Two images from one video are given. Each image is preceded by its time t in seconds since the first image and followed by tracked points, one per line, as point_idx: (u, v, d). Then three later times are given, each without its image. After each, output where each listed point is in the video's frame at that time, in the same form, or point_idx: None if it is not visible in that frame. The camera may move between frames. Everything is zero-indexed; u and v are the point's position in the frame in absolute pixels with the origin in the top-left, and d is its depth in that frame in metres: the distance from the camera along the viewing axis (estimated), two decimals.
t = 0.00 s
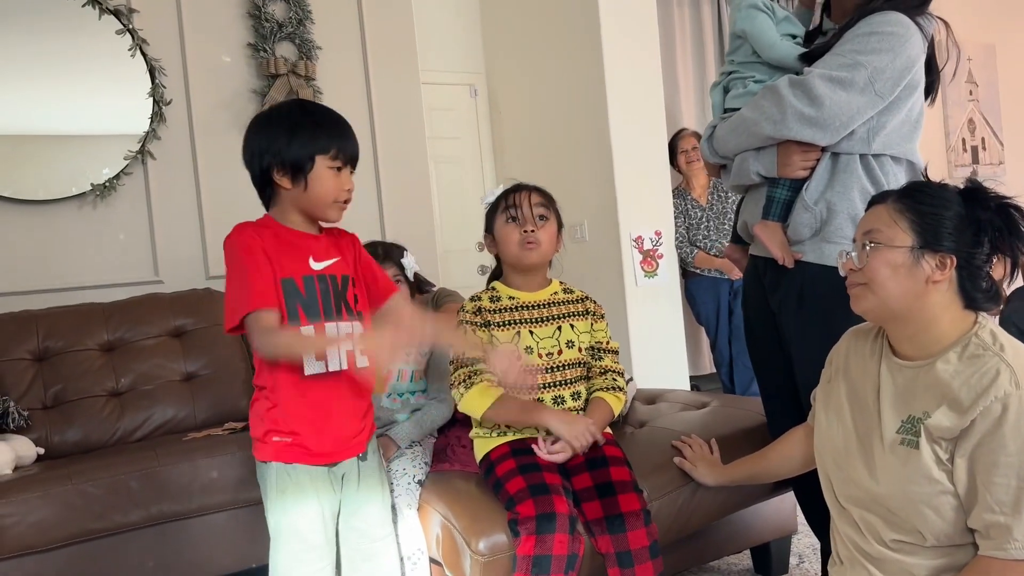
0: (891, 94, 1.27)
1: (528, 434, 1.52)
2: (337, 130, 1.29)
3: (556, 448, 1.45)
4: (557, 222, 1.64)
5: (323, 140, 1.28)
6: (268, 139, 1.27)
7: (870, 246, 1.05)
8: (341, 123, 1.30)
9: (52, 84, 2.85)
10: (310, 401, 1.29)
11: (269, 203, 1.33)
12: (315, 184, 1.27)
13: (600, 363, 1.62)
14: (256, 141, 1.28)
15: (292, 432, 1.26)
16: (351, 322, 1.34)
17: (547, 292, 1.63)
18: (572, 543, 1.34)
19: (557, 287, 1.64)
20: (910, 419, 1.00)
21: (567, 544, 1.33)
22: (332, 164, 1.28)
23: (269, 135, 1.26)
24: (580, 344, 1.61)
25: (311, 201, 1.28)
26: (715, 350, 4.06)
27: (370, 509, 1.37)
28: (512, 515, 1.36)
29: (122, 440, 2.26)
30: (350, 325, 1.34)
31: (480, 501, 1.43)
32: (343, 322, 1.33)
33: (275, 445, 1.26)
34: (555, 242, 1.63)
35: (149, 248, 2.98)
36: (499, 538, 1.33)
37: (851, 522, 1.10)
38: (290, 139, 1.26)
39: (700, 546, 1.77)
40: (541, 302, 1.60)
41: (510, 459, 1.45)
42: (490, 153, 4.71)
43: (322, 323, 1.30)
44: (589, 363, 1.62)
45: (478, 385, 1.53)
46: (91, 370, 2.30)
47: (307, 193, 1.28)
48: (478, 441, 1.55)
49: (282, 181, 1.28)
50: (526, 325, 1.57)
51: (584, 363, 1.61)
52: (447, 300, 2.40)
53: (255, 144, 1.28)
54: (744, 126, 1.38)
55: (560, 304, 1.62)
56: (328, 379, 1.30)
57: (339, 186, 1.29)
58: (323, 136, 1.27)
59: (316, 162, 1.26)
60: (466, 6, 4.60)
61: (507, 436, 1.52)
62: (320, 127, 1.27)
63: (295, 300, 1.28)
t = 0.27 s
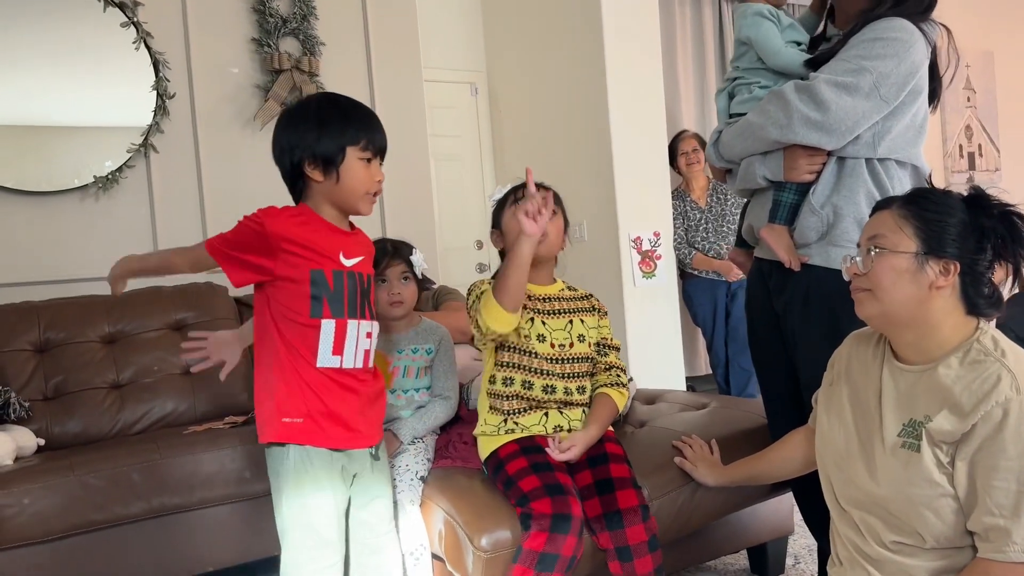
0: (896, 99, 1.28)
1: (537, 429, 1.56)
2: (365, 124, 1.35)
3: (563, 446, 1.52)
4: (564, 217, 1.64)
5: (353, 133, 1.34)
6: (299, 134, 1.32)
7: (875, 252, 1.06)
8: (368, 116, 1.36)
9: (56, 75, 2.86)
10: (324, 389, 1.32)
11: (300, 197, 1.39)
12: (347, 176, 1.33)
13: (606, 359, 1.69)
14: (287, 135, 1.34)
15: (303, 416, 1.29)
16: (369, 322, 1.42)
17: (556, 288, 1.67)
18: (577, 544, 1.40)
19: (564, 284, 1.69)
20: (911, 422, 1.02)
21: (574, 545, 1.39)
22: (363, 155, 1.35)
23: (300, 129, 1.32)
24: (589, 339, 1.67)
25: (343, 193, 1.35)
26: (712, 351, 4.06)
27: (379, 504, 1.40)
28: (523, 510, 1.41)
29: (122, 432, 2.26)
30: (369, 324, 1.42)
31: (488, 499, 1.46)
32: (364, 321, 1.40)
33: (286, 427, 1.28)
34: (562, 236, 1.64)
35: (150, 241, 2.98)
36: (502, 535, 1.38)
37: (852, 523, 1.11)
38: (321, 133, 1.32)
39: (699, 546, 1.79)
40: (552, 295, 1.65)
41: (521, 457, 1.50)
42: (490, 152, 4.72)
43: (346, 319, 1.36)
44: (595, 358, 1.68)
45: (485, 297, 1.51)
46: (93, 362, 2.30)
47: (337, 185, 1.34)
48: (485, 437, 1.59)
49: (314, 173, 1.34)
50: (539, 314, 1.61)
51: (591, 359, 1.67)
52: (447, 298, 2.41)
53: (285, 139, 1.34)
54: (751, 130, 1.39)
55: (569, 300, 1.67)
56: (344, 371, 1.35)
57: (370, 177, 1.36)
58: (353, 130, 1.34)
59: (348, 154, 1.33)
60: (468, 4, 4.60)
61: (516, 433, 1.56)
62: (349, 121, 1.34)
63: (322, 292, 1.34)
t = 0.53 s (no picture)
0: (897, 106, 1.30)
1: (536, 426, 1.57)
2: (352, 122, 1.35)
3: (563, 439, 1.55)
4: (565, 217, 1.66)
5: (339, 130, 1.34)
6: (285, 129, 1.33)
7: (879, 256, 1.08)
8: (357, 114, 1.36)
9: (56, 64, 2.85)
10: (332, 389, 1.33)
11: (286, 192, 1.39)
12: (329, 172, 1.33)
13: (606, 358, 1.70)
14: (275, 130, 1.34)
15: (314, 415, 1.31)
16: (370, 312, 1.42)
17: (558, 286, 1.69)
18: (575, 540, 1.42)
19: (565, 282, 1.70)
20: (911, 425, 1.04)
21: (572, 538, 1.41)
22: (347, 152, 1.34)
23: (286, 124, 1.33)
24: (590, 337, 1.68)
25: (325, 189, 1.34)
26: (703, 353, 4.08)
27: (376, 496, 1.42)
28: (524, 502, 1.43)
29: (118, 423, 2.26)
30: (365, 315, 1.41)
31: (488, 493, 1.48)
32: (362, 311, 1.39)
33: (296, 432, 1.30)
34: (564, 238, 1.66)
35: (148, 232, 2.97)
36: (502, 529, 1.40)
37: (851, 524, 1.13)
38: (307, 128, 1.32)
39: (693, 545, 1.80)
40: (554, 293, 1.67)
41: (521, 453, 1.51)
42: (486, 150, 4.73)
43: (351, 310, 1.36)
44: (596, 357, 1.70)
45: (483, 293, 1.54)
46: (89, 351, 2.30)
47: (321, 181, 1.34)
48: (483, 433, 1.59)
49: (298, 168, 1.34)
50: (540, 311, 1.63)
51: (592, 357, 1.68)
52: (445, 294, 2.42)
53: (272, 134, 1.34)
54: (753, 133, 1.41)
55: (571, 299, 1.69)
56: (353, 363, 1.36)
57: (354, 174, 1.35)
58: (337, 126, 1.33)
59: (331, 151, 1.33)
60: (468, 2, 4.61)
61: (515, 429, 1.57)
62: (336, 118, 1.34)
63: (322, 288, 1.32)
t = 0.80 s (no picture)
0: (884, 118, 1.31)
1: (523, 429, 1.58)
2: (343, 121, 1.34)
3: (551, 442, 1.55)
4: (555, 222, 1.66)
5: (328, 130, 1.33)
6: (274, 127, 1.32)
7: (867, 266, 1.09)
8: (347, 114, 1.36)
9: (42, 56, 2.81)
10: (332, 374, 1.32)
11: (272, 189, 1.38)
12: (318, 173, 1.33)
13: (593, 361, 1.70)
14: (263, 127, 1.33)
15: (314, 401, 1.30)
16: (358, 295, 1.40)
17: (546, 289, 1.69)
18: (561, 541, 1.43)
19: (553, 286, 1.70)
20: (897, 434, 1.06)
21: (558, 540, 1.42)
22: (336, 153, 1.34)
23: (275, 122, 1.32)
24: (577, 340, 1.68)
25: (313, 189, 1.34)
26: (686, 357, 4.12)
27: (365, 497, 1.42)
28: (507, 504, 1.43)
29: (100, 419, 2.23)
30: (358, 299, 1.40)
31: (474, 493, 1.49)
32: (354, 296, 1.39)
33: (296, 418, 1.29)
34: (552, 242, 1.67)
35: (132, 227, 2.94)
36: (488, 530, 1.40)
37: (836, 531, 1.15)
38: (296, 127, 1.31)
39: (677, 549, 1.81)
40: (541, 296, 1.67)
41: (507, 454, 1.51)
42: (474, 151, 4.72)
43: (341, 296, 1.35)
44: (583, 360, 1.70)
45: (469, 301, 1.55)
46: (72, 346, 2.27)
47: (310, 181, 1.33)
48: (468, 436, 1.59)
49: (287, 169, 1.33)
50: (527, 314, 1.62)
51: (579, 360, 1.69)
52: (431, 295, 2.42)
53: (260, 131, 1.33)
54: (742, 142, 1.41)
55: (558, 302, 1.69)
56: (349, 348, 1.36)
57: (342, 174, 1.35)
58: (326, 125, 1.32)
59: (320, 151, 1.32)
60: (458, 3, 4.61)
61: (501, 432, 1.56)
62: (325, 118, 1.33)
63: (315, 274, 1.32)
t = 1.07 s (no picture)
0: (853, 133, 1.31)
1: (494, 434, 1.57)
2: (338, 118, 1.35)
3: (522, 448, 1.55)
4: (530, 230, 1.66)
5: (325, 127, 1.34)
6: (270, 128, 1.32)
7: (838, 278, 1.12)
8: (343, 112, 1.36)
9: (5, 50, 2.76)
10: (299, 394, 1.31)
11: (269, 194, 1.37)
12: (317, 171, 1.32)
13: (566, 369, 1.68)
14: (258, 130, 1.33)
15: (276, 420, 1.29)
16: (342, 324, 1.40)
17: (519, 296, 1.68)
18: (530, 548, 1.43)
19: (526, 292, 1.69)
20: (865, 445, 1.09)
21: (527, 547, 1.42)
22: (334, 148, 1.34)
23: (271, 123, 1.32)
24: (549, 348, 1.67)
25: (313, 187, 1.33)
26: (654, 364, 4.14)
27: (333, 505, 1.39)
28: (478, 511, 1.43)
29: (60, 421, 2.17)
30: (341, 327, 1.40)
31: (445, 500, 1.49)
32: (337, 324, 1.39)
33: (257, 430, 1.28)
34: (528, 250, 1.67)
35: (96, 226, 2.88)
36: (458, 537, 1.40)
37: (802, 539, 1.17)
38: (292, 126, 1.31)
39: (646, 556, 1.82)
40: (514, 303, 1.66)
41: (478, 461, 1.51)
42: (445, 155, 4.70)
43: (320, 322, 1.35)
44: (554, 368, 1.68)
45: (443, 310, 1.55)
46: (32, 346, 2.21)
47: (309, 179, 1.33)
48: (439, 442, 1.59)
49: (285, 168, 1.33)
50: (500, 321, 1.62)
51: (551, 369, 1.67)
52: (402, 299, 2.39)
53: (256, 135, 1.33)
54: (714, 155, 1.41)
55: (531, 309, 1.68)
56: (321, 376, 1.34)
57: (342, 170, 1.35)
58: (322, 124, 1.32)
59: (319, 147, 1.32)
60: (431, 7, 4.60)
61: (472, 437, 1.56)
62: (321, 115, 1.33)
63: (297, 296, 1.32)
